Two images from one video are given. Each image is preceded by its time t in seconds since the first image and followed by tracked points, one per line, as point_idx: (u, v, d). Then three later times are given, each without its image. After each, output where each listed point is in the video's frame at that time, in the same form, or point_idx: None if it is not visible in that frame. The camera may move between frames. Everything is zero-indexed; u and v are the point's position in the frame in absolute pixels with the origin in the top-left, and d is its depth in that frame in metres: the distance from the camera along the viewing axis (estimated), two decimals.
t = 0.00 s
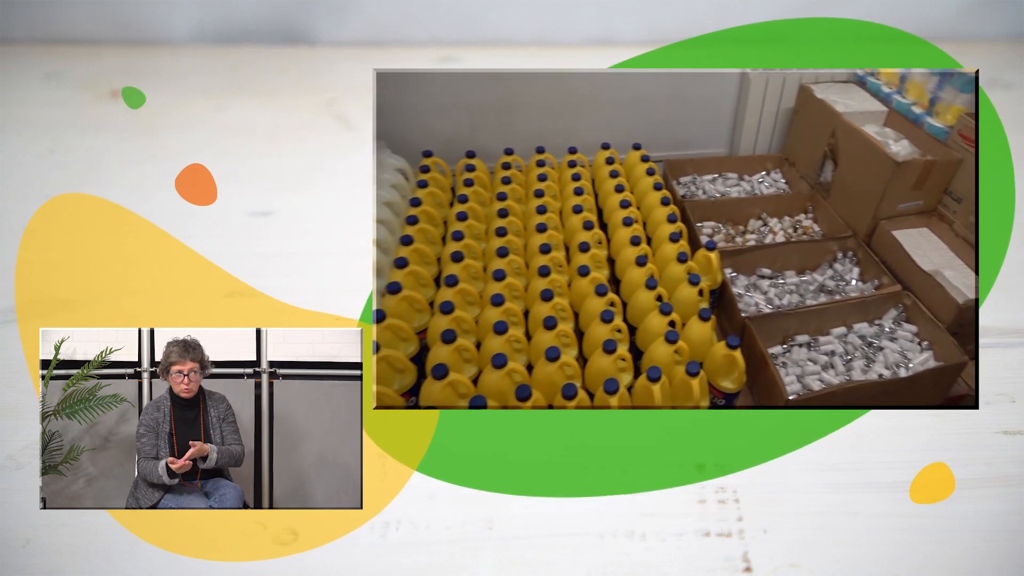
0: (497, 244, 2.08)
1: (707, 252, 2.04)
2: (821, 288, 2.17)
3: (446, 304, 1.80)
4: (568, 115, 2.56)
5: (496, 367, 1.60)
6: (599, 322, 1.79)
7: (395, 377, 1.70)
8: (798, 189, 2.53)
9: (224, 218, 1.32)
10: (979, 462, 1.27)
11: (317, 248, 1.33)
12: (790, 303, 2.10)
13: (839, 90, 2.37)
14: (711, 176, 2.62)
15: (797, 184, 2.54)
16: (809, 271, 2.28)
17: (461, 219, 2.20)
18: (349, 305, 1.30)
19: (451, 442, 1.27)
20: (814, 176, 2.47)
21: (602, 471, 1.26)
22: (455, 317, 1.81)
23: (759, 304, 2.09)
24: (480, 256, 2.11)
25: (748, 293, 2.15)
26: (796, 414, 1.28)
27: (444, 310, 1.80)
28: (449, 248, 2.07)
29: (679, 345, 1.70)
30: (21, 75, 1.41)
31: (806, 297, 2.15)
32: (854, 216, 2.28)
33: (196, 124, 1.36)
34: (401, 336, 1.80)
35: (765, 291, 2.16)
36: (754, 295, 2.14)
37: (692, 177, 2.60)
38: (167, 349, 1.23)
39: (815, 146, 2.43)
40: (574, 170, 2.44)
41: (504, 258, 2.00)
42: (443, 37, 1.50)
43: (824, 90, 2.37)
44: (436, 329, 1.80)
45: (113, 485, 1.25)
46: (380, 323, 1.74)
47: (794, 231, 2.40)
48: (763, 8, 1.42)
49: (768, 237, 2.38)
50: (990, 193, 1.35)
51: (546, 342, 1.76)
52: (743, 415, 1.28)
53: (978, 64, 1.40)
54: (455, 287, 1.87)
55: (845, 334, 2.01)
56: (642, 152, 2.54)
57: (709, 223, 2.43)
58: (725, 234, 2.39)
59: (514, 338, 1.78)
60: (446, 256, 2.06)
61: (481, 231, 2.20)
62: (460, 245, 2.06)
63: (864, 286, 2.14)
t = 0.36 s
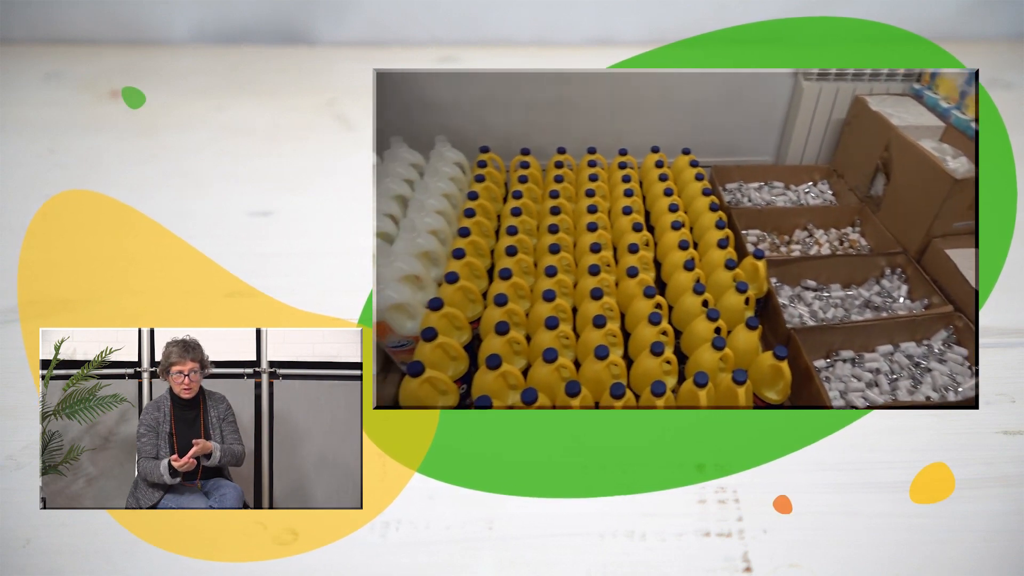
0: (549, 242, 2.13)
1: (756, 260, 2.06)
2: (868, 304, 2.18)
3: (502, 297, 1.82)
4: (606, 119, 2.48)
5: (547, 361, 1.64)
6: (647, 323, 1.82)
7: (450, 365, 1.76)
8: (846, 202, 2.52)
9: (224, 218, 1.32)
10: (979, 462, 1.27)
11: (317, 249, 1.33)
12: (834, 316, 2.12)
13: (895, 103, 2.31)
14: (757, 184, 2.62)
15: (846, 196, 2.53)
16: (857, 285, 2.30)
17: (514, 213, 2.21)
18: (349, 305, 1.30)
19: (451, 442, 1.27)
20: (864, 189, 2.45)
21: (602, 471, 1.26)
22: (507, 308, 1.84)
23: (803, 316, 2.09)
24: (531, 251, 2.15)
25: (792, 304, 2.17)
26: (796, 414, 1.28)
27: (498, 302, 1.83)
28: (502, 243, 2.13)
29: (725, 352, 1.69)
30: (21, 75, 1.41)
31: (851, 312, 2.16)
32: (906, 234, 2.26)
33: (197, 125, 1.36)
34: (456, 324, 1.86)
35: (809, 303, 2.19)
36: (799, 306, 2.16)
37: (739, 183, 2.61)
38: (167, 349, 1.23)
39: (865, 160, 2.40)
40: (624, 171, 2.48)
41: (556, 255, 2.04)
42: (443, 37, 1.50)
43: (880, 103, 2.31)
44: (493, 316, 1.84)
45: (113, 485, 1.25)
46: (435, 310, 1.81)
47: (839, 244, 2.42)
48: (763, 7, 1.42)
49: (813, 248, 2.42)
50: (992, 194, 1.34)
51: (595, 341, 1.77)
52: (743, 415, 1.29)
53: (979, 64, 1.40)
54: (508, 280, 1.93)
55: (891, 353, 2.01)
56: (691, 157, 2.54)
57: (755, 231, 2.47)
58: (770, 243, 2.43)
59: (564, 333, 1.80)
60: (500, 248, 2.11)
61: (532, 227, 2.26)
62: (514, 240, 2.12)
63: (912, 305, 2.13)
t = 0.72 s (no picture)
0: (594, 236, 2.09)
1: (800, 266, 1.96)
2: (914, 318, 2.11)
3: (548, 287, 1.77)
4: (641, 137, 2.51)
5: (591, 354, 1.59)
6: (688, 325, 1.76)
7: (495, 351, 1.68)
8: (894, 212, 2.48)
9: (224, 217, 1.32)
10: (979, 462, 1.27)
11: (316, 249, 1.33)
12: (877, 328, 2.05)
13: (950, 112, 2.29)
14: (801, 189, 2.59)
15: (894, 206, 2.48)
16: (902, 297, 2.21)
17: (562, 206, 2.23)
18: (348, 305, 1.30)
19: (451, 442, 1.27)
20: (915, 200, 2.43)
21: (602, 471, 1.26)
22: (552, 300, 1.79)
23: (845, 326, 2.03)
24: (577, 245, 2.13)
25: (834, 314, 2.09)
26: (797, 414, 1.28)
27: (543, 293, 1.78)
28: (549, 234, 2.10)
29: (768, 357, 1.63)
30: (21, 74, 1.41)
31: (896, 325, 2.09)
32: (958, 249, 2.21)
33: (196, 125, 1.36)
34: (501, 313, 1.80)
35: (852, 314, 2.11)
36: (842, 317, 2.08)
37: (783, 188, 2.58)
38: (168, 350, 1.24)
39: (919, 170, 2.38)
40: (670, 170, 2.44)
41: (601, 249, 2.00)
42: (443, 37, 1.49)
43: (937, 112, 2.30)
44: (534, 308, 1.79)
45: (113, 485, 1.26)
46: (484, 298, 1.75)
47: (886, 255, 2.35)
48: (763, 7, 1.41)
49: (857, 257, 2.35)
50: (990, 193, 1.35)
51: (637, 337, 1.73)
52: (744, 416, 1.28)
53: (979, 64, 1.40)
54: (555, 272, 1.90)
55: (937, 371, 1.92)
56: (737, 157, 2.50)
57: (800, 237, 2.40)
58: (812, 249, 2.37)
59: (606, 329, 1.73)
60: (548, 241, 2.07)
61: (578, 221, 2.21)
62: (563, 233, 2.09)
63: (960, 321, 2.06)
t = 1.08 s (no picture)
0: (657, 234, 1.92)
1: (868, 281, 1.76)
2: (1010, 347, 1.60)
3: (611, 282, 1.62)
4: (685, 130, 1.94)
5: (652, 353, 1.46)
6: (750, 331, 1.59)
7: (557, 341, 1.57)
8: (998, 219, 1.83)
9: (224, 217, 1.31)
10: (980, 462, 1.27)
11: (316, 249, 1.30)
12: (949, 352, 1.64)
13: None
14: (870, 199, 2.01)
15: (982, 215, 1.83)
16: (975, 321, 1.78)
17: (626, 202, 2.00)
18: (348, 305, 1.30)
19: (451, 443, 1.26)
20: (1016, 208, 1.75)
21: (602, 471, 1.26)
22: (616, 294, 1.64)
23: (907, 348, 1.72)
24: (639, 241, 1.96)
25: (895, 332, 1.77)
26: (798, 413, 1.26)
27: (607, 288, 1.63)
28: (613, 228, 1.94)
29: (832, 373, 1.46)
30: (22, 75, 1.34)
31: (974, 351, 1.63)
32: None
33: (196, 125, 1.32)
34: (566, 303, 1.68)
35: (915, 335, 1.77)
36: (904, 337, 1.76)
37: (851, 197, 2.03)
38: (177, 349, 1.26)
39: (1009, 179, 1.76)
40: (736, 172, 2.18)
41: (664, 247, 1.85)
42: (443, 37, 1.35)
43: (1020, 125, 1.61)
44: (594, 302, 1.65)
45: (113, 485, 1.27)
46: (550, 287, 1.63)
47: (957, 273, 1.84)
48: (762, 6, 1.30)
49: (926, 278, 1.88)
50: (992, 197, 1.31)
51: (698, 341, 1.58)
52: (745, 417, 1.26)
53: (980, 64, 1.32)
54: (620, 268, 1.73)
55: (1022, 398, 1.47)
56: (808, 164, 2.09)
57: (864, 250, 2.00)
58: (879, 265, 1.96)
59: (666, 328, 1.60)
60: (613, 236, 1.91)
61: (643, 218, 2.02)
62: (627, 229, 1.93)
63: None
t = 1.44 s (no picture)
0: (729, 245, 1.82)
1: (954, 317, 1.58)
2: None
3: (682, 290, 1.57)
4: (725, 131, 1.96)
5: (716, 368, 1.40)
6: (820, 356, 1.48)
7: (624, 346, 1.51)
8: None
9: (224, 218, 1.31)
10: (979, 462, 1.27)
11: (317, 249, 1.30)
12: None
13: None
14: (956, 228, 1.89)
15: None
16: None
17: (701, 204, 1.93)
18: (349, 305, 1.30)
19: (451, 443, 1.26)
20: None
21: (602, 471, 1.26)
22: (685, 304, 1.58)
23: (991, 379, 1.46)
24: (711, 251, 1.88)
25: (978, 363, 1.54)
26: (798, 413, 1.26)
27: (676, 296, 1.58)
28: (684, 233, 1.84)
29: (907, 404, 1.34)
30: (22, 75, 1.33)
31: None
32: None
33: (196, 125, 1.31)
34: (633, 307, 1.60)
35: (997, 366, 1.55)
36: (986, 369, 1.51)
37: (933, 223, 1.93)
38: (180, 345, 1.27)
39: None
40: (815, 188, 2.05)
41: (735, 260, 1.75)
42: (443, 37, 1.34)
43: None
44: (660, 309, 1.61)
45: (113, 485, 1.27)
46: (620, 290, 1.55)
47: None
48: (762, 6, 1.30)
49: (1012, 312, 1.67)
50: (992, 197, 1.30)
51: (764, 361, 1.47)
52: (745, 417, 1.26)
53: (979, 64, 1.31)
54: (691, 277, 1.66)
55: None
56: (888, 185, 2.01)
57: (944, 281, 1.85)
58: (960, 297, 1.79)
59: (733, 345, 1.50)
60: (684, 245, 1.80)
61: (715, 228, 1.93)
62: (699, 239, 1.81)
63: None
